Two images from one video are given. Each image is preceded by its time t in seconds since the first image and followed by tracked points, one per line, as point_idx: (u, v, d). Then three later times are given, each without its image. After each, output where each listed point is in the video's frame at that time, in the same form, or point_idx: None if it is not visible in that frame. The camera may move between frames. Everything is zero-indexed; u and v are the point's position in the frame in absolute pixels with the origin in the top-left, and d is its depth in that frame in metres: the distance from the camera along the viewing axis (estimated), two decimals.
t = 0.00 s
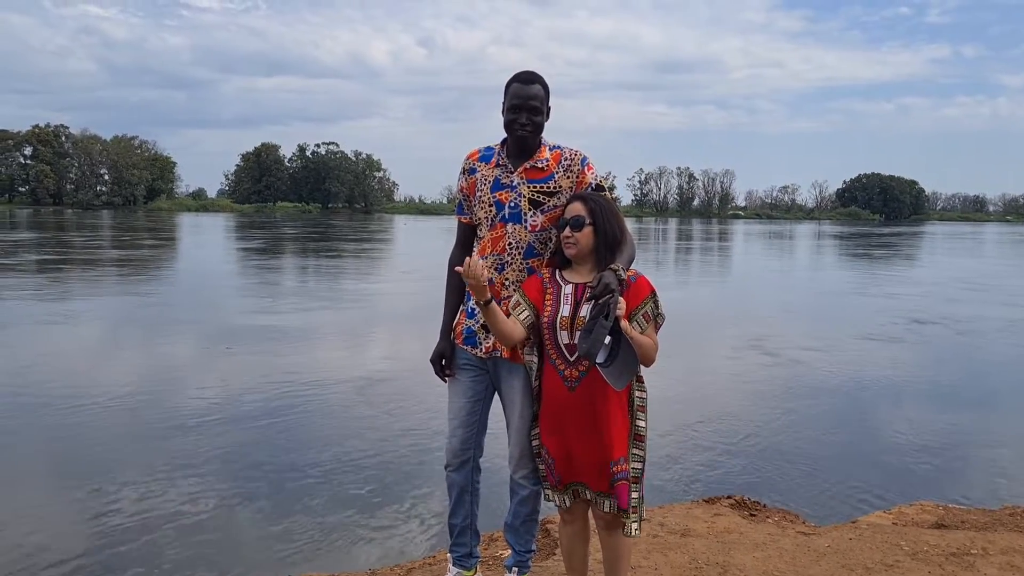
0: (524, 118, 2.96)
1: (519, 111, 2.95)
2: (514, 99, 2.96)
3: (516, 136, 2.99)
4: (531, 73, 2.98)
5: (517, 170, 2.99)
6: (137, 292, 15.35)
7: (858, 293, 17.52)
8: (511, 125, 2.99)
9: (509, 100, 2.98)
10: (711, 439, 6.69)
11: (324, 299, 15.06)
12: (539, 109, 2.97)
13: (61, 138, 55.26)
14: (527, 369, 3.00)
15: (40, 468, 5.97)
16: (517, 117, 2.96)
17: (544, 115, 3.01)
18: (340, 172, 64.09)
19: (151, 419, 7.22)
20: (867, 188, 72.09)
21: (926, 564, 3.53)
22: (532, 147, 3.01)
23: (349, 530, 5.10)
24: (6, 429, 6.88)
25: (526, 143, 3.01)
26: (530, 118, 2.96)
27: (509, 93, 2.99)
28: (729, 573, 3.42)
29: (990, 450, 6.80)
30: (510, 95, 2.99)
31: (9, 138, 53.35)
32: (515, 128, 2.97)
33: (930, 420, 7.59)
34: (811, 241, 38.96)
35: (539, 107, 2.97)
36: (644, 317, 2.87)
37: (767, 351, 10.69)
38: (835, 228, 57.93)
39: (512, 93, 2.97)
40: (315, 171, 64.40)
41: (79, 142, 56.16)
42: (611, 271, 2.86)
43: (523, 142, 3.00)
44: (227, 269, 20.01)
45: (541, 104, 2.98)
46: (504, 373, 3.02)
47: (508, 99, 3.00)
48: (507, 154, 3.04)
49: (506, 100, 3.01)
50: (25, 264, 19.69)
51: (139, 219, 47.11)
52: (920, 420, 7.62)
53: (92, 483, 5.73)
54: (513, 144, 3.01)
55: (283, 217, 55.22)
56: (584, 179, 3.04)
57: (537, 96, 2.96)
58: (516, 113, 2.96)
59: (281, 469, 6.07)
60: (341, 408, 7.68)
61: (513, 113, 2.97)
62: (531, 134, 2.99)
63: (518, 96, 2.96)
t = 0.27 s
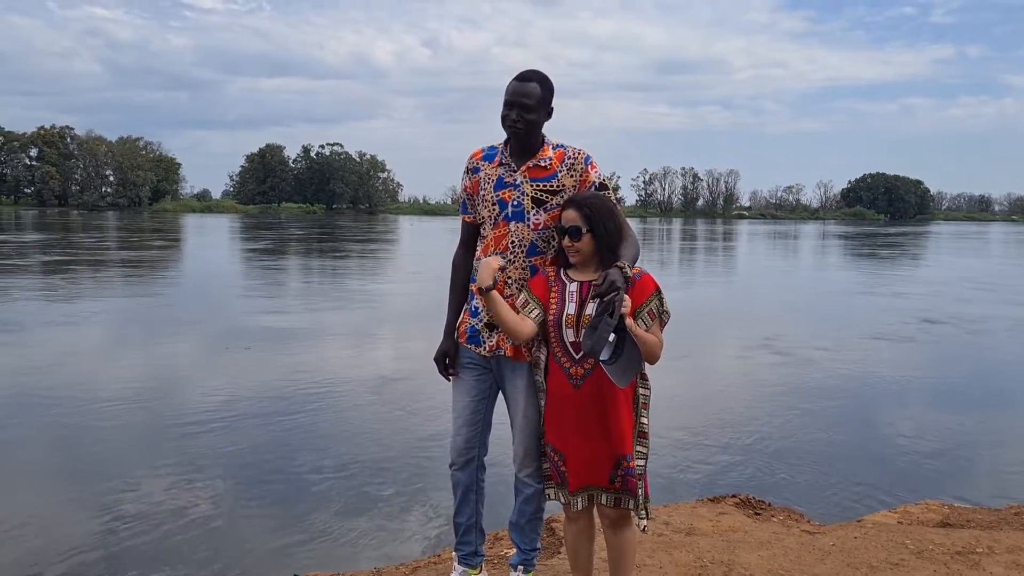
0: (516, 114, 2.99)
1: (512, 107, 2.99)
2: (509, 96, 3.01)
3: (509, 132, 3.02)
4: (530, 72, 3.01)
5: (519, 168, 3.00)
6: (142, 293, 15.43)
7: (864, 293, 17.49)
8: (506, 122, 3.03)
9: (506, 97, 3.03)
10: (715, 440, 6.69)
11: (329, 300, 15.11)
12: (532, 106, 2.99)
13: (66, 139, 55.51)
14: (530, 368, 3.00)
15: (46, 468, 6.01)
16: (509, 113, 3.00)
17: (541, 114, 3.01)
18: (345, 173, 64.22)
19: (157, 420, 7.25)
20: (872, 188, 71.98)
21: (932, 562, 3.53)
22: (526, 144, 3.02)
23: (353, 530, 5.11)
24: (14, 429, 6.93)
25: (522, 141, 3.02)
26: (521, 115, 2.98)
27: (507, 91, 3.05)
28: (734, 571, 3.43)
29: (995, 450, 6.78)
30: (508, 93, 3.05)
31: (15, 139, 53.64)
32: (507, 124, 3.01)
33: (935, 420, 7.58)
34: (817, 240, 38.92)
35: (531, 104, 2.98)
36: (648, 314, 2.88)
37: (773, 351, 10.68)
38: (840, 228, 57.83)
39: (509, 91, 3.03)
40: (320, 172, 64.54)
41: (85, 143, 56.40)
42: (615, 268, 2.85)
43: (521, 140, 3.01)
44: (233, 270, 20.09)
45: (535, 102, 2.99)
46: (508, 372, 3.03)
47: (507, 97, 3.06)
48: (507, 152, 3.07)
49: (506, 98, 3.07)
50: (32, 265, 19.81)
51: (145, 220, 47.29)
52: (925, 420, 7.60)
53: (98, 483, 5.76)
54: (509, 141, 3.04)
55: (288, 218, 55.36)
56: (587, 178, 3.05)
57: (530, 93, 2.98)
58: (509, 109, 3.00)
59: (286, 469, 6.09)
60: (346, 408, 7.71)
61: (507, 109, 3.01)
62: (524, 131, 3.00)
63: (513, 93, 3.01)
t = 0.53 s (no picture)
0: (514, 112, 3.01)
1: (510, 105, 3.02)
2: (509, 95, 3.05)
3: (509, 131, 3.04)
4: (530, 70, 3.03)
5: (526, 167, 3.03)
6: (149, 294, 15.49)
7: (870, 292, 17.48)
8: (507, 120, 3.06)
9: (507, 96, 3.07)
10: (720, 439, 6.70)
11: (334, 300, 15.15)
12: (530, 103, 3.00)
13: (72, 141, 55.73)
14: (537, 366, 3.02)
15: (55, 470, 6.05)
16: (507, 111, 3.03)
17: (541, 112, 3.02)
18: (350, 174, 64.36)
19: (164, 420, 7.29)
20: (878, 187, 71.84)
21: (937, 559, 3.54)
22: (527, 142, 3.03)
23: (359, 529, 5.14)
24: (22, 431, 6.97)
25: (523, 139, 3.04)
26: (519, 113, 3.00)
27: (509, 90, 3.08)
28: (740, 568, 3.44)
29: (1002, 449, 6.77)
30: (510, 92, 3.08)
31: (22, 141, 53.90)
32: (507, 123, 3.04)
33: (940, 420, 7.57)
34: (822, 240, 38.86)
35: (528, 101, 3.00)
36: (654, 312, 2.88)
37: (778, 351, 10.67)
38: (846, 227, 57.75)
39: (511, 90, 3.07)
40: (326, 173, 64.69)
41: (92, 145, 56.64)
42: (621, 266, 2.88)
43: (522, 138, 3.03)
44: (238, 271, 20.16)
45: (533, 99, 3.00)
46: (514, 370, 3.05)
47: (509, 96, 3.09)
48: (511, 151, 3.09)
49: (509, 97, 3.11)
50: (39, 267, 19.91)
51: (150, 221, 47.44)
52: (931, 419, 7.60)
53: (107, 483, 5.80)
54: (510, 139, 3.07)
55: (293, 219, 55.48)
56: (593, 177, 3.07)
57: (528, 91, 3.00)
58: (508, 108, 3.03)
59: (292, 469, 6.12)
60: (352, 408, 7.74)
61: (507, 108, 3.04)
62: (523, 129, 3.01)
63: (513, 91, 3.04)
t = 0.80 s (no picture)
0: (520, 110, 3.04)
1: (516, 104, 3.05)
2: (515, 93, 3.07)
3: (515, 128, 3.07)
4: (535, 69, 3.06)
5: (532, 165, 3.06)
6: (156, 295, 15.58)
7: (876, 290, 17.47)
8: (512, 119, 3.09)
9: (512, 94, 3.10)
10: (724, 438, 6.72)
11: (340, 301, 15.22)
12: (535, 102, 3.03)
13: (78, 143, 55.97)
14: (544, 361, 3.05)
15: (64, 470, 6.11)
16: (513, 109, 3.06)
17: (546, 109, 3.05)
18: (355, 174, 64.48)
19: (172, 421, 7.35)
20: (884, 185, 71.71)
21: (940, 552, 3.56)
22: (532, 139, 3.06)
23: (366, 528, 5.18)
24: (31, 432, 7.04)
25: (528, 137, 3.07)
26: (525, 112, 3.03)
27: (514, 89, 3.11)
28: (744, 561, 3.46)
29: (1006, 447, 6.78)
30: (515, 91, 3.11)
31: (29, 143, 54.16)
32: (513, 121, 3.06)
33: (946, 418, 7.58)
34: (827, 238, 38.83)
35: (533, 99, 3.02)
36: (660, 309, 2.91)
37: (782, 349, 10.69)
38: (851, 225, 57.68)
39: (516, 88, 3.10)
40: (331, 173, 64.84)
41: (98, 146, 56.88)
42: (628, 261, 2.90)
43: (528, 136, 3.06)
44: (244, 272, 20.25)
45: (538, 97, 3.03)
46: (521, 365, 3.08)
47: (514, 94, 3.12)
48: (517, 148, 3.12)
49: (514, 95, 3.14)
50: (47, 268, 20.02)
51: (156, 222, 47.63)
52: (936, 417, 7.61)
53: (116, 483, 5.86)
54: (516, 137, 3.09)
55: (299, 220, 55.62)
56: (598, 173, 3.10)
57: (532, 90, 3.03)
58: (514, 106, 3.06)
59: (299, 469, 6.17)
60: (358, 408, 7.79)
61: (512, 106, 3.07)
62: (529, 126, 3.04)
63: (518, 90, 3.07)
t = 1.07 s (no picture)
0: (521, 109, 3.05)
1: (517, 102, 3.06)
2: (516, 92, 3.08)
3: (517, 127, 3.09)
4: (536, 67, 3.07)
5: (533, 163, 3.07)
6: (159, 297, 15.62)
7: (879, 286, 17.46)
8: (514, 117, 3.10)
9: (514, 93, 3.11)
10: (726, 435, 6.74)
11: (342, 301, 15.24)
12: (536, 101, 3.04)
13: (80, 146, 56.08)
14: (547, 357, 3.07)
15: (68, 472, 6.14)
16: (515, 108, 3.07)
17: (547, 108, 3.06)
18: (358, 175, 64.55)
19: (176, 422, 7.37)
20: (886, 182, 71.63)
21: (941, 545, 3.57)
22: (534, 137, 3.08)
23: (368, 527, 5.21)
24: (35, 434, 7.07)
25: (530, 135, 3.08)
26: (527, 111, 3.04)
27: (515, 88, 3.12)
28: (745, 556, 3.48)
29: (1008, 442, 6.79)
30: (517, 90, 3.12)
31: (31, 147, 54.30)
32: (515, 120, 3.08)
33: (948, 414, 7.58)
34: (830, 235, 38.79)
35: (535, 98, 3.03)
36: (665, 304, 2.93)
37: (784, 346, 10.69)
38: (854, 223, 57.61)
39: (517, 87, 3.11)
40: (332, 174, 64.90)
41: (100, 149, 57.01)
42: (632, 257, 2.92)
43: (530, 135, 3.08)
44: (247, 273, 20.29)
45: (539, 96, 3.04)
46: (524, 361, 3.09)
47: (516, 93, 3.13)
48: (519, 147, 3.14)
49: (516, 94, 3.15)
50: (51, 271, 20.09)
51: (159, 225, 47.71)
52: (938, 413, 7.61)
53: (120, 484, 5.89)
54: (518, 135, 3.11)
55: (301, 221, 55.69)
56: (599, 171, 3.12)
57: (534, 89, 3.04)
58: (516, 105, 3.07)
59: (302, 469, 6.19)
60: (361, 409, 7.81)
61: (514, 105, 3.08)
62: (530, 125, 3.05)
63: (519, 89, 3.08)
